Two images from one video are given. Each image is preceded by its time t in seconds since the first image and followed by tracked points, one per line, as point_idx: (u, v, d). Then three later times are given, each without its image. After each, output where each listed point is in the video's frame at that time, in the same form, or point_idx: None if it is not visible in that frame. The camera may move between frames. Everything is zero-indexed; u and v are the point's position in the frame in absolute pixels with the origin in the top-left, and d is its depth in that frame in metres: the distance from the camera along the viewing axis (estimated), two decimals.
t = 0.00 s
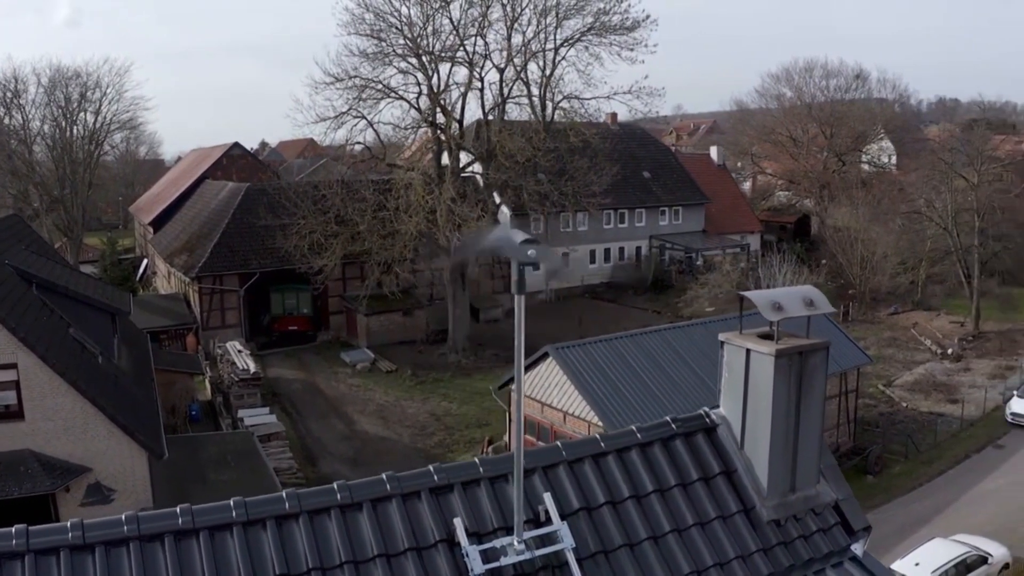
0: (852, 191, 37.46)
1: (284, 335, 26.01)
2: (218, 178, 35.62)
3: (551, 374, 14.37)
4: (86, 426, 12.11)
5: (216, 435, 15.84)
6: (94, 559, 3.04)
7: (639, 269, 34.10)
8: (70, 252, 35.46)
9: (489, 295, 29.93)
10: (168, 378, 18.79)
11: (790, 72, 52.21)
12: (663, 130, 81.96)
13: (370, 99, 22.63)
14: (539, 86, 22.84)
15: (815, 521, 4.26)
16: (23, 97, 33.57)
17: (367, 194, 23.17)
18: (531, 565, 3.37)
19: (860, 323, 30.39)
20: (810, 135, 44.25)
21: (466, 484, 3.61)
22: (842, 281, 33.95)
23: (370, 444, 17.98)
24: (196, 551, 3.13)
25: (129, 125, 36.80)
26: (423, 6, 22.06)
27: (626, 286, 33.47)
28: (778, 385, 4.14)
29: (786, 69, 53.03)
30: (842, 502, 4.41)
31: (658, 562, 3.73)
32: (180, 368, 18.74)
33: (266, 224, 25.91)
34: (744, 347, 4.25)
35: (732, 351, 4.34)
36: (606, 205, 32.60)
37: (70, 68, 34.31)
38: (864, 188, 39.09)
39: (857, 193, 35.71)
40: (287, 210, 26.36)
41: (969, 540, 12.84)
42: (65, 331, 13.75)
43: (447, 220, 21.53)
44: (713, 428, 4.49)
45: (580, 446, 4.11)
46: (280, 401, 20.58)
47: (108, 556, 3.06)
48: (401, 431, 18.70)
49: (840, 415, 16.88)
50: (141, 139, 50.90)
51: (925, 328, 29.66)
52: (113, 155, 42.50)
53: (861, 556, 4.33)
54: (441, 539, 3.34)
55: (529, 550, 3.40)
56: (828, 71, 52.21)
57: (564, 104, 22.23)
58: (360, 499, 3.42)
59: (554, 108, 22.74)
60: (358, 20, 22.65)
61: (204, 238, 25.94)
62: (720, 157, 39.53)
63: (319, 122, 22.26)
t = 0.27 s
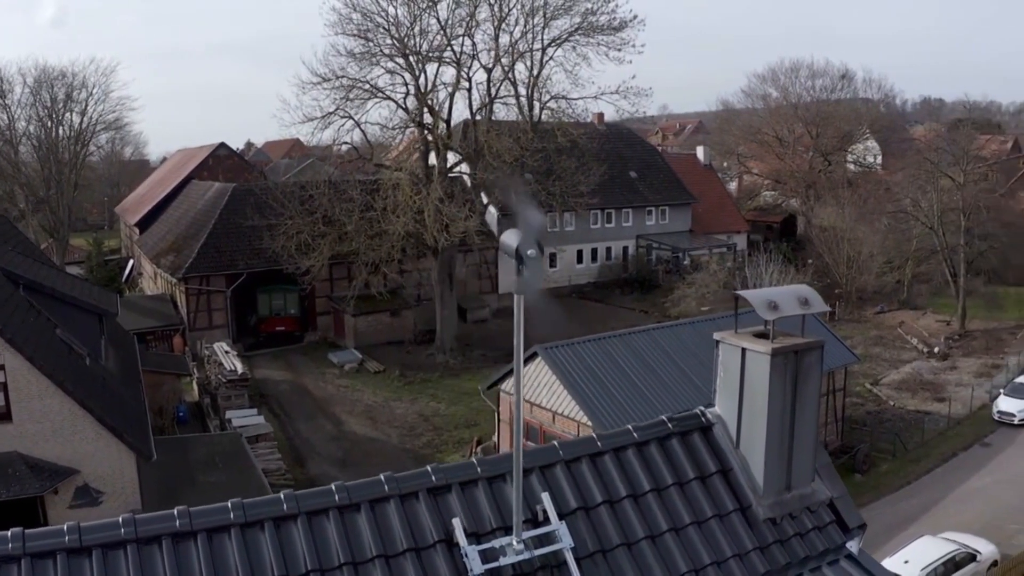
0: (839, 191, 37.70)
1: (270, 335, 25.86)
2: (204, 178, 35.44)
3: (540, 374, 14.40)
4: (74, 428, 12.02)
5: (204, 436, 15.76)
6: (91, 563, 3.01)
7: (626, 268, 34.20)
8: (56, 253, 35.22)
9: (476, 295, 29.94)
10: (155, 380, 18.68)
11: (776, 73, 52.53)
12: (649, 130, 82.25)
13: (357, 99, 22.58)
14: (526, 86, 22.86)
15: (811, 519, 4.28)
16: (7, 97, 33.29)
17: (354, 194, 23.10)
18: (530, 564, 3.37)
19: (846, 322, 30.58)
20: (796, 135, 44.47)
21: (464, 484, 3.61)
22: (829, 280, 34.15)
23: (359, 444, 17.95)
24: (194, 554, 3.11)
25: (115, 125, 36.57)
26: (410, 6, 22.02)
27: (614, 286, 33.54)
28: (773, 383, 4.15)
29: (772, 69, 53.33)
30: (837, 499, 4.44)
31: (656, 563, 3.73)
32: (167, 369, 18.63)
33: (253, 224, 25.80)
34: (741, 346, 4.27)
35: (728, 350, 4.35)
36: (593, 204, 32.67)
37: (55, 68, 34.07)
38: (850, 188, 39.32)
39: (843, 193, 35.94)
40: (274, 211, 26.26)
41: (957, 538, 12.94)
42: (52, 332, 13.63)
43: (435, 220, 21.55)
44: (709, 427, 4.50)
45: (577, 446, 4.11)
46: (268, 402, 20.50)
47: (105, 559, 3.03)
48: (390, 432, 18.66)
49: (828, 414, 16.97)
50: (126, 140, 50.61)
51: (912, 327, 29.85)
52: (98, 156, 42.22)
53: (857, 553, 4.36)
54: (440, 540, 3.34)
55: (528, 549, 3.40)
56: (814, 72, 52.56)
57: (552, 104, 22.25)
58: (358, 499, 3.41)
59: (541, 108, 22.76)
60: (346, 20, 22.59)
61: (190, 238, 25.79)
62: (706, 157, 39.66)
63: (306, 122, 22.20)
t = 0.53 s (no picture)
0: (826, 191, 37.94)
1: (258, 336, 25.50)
2: (191, 178, 35.28)
3: (529, 373, 14.41)
4: (63, 430, 11.93)
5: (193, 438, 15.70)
6: (89, 564, 3.00)
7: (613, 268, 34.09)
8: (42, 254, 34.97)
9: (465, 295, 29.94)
10: (143, 381, 18.59)
11: (763, 73, 52.83)
12: (637, 130, 82.53)
13: (345, 99, 22.52)
14: (514, 86, 22.87)
15: (807, 516, 4.30)
16: None
17: (343, 194, 23.04)
18: (530, 564, 3.37)
19: (833, 321, 30.76)
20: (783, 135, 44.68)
21: (464, 484, 3.61)
22: (816, 279, 34.34)
23: (348, 445, 17.91)
24: (193, 556, 3.10)
25: (101, 125, 36.34)
26: (398, 6, 21.98)
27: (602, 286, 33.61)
28: (770, 381, 4.17)
29: (759, 69, 53.63)
30: (832, 496, 4.47)
31: (654, 561, 3.75)
32: (155, 371, 18.55)
33: (240, 225, 25.71)
34: (737, 345, 4.29)
35: (724, 349, 4.37)
36: (581, 204, 32.73)
37: (41, 68, 33.82)
38: (837, 188, 39.55)
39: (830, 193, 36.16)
40: (262, 212, 26.16)
41: (946, 535, 13.03)
42: (40, 333, 13.52)
43: (423, 221, 21.54)
44: (705, 426, 4.51)
45: (574, 445, 4.12)
46: (256, 403, 20.43)
47: (103, 563, 3.01)
48: (379, 432, 18.64)
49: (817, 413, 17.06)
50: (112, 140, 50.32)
51: (899, 326, 30.04)
52: (84, 156, 41.95)
53: (852, 551, 4.38)
54: (440, 540, 3.33)
55: (527, 549, 3.40)
56: (801, 72, 52.92)
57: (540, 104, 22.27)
58: (358, 500, 3.41)
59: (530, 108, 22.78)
60: (334, 21, 22.53)
61: (178, 239, 25.66)
62: (693, 157, 39.79)
63: (294, 122, 22.14)
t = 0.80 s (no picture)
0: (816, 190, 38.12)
1: (249, 336, 25.43)
2: (181, 178, 35.14)
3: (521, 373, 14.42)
4: (54, 431, 11.85)
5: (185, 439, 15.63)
6: (90, 566, 2.98)
7: (604, 267, 34.27)
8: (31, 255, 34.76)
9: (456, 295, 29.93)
10: (134, 382, 18.51)
11: (753, 73, 53.07)
12: (627, 130, 82.78)
13: (336, 99, 22.48)
14: (505, 86, 22.87)
15: (805, 515, 4.31)
16: None
17: (334, 195, 22.98)
18: (531, 563, 3.38)
19: (823, 321, 30.90)
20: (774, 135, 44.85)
21: (465, 483, 3.61)
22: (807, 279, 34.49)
23: (340, 445, 17.88)
24: (194, 556, 3.09)
25: (92, 125, 36.15)
26: (389, 6, 21.95)
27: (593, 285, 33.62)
28: (769, 379, 4.18)
29: (749, 69, 53.86)
30: (830, 495, 4.48)
31: (654, 560, 3.75)
32: (146, 371, 18.47)
33: (231, 225, 25.63)
34: (735, 344, 4.30)
35: (722, 348, 4.38)
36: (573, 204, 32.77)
37: (31, 68, 33.63)
38: (827, 188, 39.72)
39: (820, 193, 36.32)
40: (252, 212, 26.07)
41: (939, 533, 13.08)
42: (31, 334, 13.43)
43: (415, 221, 21.53)
44: (703, 424, 4.52)
45: (574, 445, 4.12)
46: (247, 404, 20.36)
47: (103, 564, 3.00)
48: (371, 433, 18.60)
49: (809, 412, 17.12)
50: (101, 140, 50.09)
51: (890, 325, 30.17)
52: (73, 156, 41.73)
53: (850, 549, 4.40)
54: (441, 539, 3.33)
55: (529, 549, 3.40)
56: (791, 72, 53.24)
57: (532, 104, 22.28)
58: (359, 500, 3.41)
59: (521, 108, 22.78)
60: (324, 20, 22.47)
61: (168, 240, 25.55)
62: (683, 157, 39.89)
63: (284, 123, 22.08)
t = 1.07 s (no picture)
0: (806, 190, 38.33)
1: (240, 338, 25.14)
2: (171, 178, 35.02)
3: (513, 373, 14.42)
4: (45, 432, 11.77)
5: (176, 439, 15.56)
6: (91, 568, 2.98)
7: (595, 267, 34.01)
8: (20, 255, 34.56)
9: (447, 295, 29.93)
10: (125, 383, 18.43)
11: (742, 73, 53.33)
12: (617, 130, 83.04)
13: (327, 99, 22.43)
14: (496, 86, 22.85)
15: (804, 512, 4.33)
16: None
17: (325, 195, 22.91)
18: (533, 562, 3.39)
19: (813, 320, 31.04)
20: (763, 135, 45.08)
21: (466, 482, 3.63)
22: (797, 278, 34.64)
23: (331, 446, 17.84)
24: (197, 557, 3.10)
25: (81, 125, 36.00)
26: (380, 6, 21.91)
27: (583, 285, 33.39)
28: (767, 377, 4.19)
29: (738, 70, 54.10)
30: (829, 493, 4.49)
31: (655, 557, 3.77)
32: (137, 372, 18.39)
33: (221, 225, 25.54)
34: (734, 342, 4.31)
35: (721, 347, 4.39)
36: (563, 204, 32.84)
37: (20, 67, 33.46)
38: (816, 187, 39.86)
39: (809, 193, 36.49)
40: (243, 211, 25.98)
41: (931, 532, 13.14)
42: (22, 334, 13.35)
43: (405, 221, 21.51)
44: (702, 423, 4.52)
45: (574, 444, 4.13)
46: (238, 405, 20.28)
47: (105, 565, 3.00)
48: (363, 433, 18.57)
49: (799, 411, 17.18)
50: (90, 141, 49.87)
51: (879, 324, 30.32)
52: (62, 157, 41.54)
53: (848, 546, 4.42)
54: (443, 539, 3.34)
55: (531, 547, 3.41)
56: (780, 72, 53.59)
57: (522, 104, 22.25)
58: (361, 500, 3.42)
59: (512, 108, 22.75)
60: (315, 20, 22.42)
61: (158, 240, 25.44)
62: (673, 157, 40.02)
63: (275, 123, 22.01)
